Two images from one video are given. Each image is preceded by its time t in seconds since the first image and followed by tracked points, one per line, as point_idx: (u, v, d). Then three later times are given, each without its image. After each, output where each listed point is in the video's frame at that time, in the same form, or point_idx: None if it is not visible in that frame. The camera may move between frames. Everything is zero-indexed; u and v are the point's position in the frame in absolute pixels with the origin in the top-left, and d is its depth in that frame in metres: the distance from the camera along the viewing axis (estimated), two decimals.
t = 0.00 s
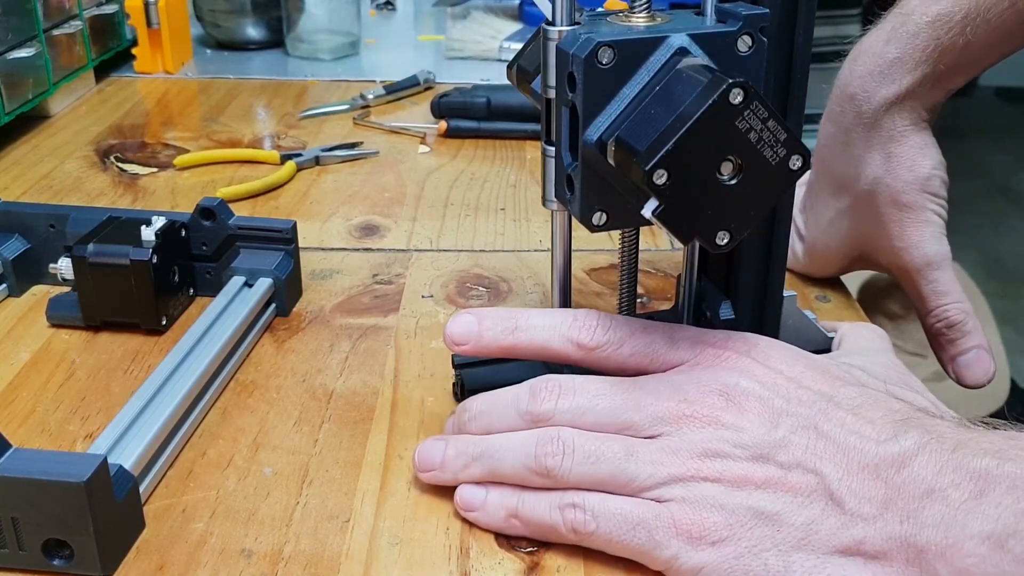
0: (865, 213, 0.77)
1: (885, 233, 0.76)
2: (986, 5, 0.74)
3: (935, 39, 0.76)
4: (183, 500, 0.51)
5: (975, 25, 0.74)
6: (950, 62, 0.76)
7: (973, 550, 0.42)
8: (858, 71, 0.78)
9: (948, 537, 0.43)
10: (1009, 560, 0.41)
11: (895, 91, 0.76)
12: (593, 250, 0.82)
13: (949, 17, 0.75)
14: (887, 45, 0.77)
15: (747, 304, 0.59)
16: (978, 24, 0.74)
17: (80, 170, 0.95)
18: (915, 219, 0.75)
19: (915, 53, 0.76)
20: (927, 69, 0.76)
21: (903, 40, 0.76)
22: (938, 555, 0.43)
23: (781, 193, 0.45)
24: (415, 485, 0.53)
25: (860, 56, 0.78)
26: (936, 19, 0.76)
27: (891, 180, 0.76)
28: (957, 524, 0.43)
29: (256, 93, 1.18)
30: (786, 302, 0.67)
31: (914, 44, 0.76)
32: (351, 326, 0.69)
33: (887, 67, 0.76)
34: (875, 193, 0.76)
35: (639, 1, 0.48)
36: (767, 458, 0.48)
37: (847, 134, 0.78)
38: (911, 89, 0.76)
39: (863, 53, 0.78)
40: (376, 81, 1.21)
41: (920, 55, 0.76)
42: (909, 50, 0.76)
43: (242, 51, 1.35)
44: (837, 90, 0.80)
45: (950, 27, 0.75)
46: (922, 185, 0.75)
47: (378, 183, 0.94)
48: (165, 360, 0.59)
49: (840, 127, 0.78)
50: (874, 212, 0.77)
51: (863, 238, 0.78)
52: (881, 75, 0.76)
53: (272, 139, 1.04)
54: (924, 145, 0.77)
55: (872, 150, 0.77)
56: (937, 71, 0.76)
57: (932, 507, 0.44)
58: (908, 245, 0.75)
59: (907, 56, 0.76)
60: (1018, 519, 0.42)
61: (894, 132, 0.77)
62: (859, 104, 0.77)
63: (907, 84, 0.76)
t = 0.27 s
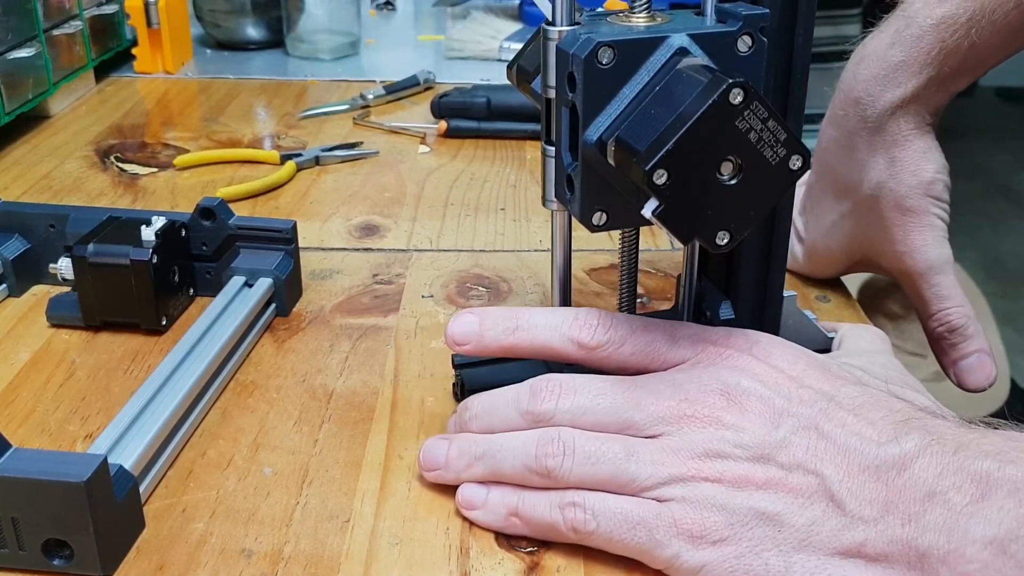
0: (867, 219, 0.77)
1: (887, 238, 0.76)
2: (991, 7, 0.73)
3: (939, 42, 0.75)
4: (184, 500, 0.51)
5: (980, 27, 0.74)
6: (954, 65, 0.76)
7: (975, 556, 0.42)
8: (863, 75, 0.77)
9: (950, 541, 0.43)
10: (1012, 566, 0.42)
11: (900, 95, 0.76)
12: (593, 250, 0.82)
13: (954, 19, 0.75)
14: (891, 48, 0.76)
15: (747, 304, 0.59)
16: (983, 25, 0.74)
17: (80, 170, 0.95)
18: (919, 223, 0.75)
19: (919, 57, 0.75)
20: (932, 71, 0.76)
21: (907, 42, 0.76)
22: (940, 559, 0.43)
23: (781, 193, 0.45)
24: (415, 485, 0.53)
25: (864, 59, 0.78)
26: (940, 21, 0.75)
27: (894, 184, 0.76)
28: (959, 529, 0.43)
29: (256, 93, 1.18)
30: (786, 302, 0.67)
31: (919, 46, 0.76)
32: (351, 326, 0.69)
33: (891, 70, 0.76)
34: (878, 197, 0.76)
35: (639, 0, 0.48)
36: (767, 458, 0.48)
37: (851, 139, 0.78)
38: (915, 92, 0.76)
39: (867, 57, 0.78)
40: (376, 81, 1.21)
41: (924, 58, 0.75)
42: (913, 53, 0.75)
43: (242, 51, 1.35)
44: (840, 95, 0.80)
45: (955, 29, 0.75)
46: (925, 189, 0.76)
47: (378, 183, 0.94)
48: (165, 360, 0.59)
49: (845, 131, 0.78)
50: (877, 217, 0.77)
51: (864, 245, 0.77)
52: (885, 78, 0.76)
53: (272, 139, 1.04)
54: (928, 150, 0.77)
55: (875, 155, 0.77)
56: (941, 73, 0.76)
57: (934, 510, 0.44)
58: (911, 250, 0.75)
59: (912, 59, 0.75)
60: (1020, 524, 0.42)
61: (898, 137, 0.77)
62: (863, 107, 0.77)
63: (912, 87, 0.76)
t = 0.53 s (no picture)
0: (871, 215, 0.77)
1: (891, 233, 0.76)
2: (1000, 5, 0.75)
3: (948, 39, 0.77)
4: (183, 500, 0.51)
5: (988, 25, 0.76)
6: (962, 62, 0.78)
7: (976, 557, 0.42)
8: (871, 71, 0.78)
9: (951, 543, 0.43)
10: (1013, 568, 0.42)
11: (908, 90, 0.77)
12: (593, 250, 0.82)
13: (964, 16, 0.77)
14: (900, 44, 0.78)
15: (747, 304, 0.59)
16: (991, 24, 0.76)
17: (80, 170, 0.95)
18: (922, 218, 0.75)
19: (928, 53, 0.77)
20: (940, 68, 0.77)
21: (916, 38, 0.77)
22: (941, 561, 0.43)
23: (781, 193, 0.45)
24: (415, 485, 0.53)
25: (873, 56, 0.79)
26: (950, 18, 0.77)
27: (899, 179, 0.76)
28: (960, 531, 0.43)
29: (256, 93, 1.18)
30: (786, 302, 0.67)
31: (927, 43, 0.77)
32: (351, 326, 0.69)
33: (900, 66, 0.77)
34: (883, 191, 0.76)
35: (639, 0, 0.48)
36: (768, 459, 0.48)
37: (857, 134, 0.78)
38: (923, 88, 0.77)
39: (876, 54, 0.79)
40: (376, 81, 1.21)
41: (932, 54, 0.77)
42: (922, 49, 0.77)
43: (242, 51, 1.35)
44: (849, 89, 0.80)
45: (964, 27, 0.77)
46: (931, 186, 0.76)
47: (378, 183, 0.94)
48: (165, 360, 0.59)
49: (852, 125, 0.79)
50: (882, 211, 0.77)
51: (867, 238, 0.77)
52: (894, 73, 0.77)
53: (272, 139, 1.04)
54: (935, 145, 0.77)
55: (882, 149, 0.77)
56: (949, 71, 0.77)
57: (935, 512, 0.44)
58: (915, 245, 0.75)
59: (921, 55, 0.77)
60: (1021, 526, 0.42)
61: (905, 132, 0.77)
62: (871, 103, 0.77)
63: (921, 83, 0.77)
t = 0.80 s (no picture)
0: (867, 210, 0.77)
1: (889, 227, 0.75)
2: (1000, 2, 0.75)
3: (947, 35, 0.77)
4: (183, 500, 0.51)
5: (987, 22, 0.76)
6: (961, 58, 0.77)
7: (975, 557, 0.42)
8: (869, 65, 0.78)
9: (948, 542, 0.43)
10: (1010, 567, 0.41)
11: (905, 85, 0.77)
12: (593, 250, 0.82)
13: (962, 13, 0.76)
14: (900, 39, 0.78)
15: (747, 304, 0.59)
16: (989, 21, 0.76)
17: (80, 170, 0.95)
18: (921, 212, 0.75)
19: (927, 48, 0.77)
20: (938, 64, 0.77)
21: (914, 32, 0.77)
22: (939, 561, 0.43)
23: (780, 193, 0.45)
24: (415, 485, 0.53)
25: (873, 52, 0.79)
26: (948, 15, 0.77)
27: (897, 173, 0.76)
28: (958, 530, 0.43)
29: (256, 93, 1.18)
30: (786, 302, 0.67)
31: (927, 38, 0.77)
32: (351, 326, 0.69)
33: (898, 61, 0.77)
34: (881, 185, 0.76)
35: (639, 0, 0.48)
36: (766, 459, 0.48)
37: (857, 128, 0.78)
38: (922, 84, 0.77)
39: (876, 49, 0.79)
40: (376, 81, 1.21)
41: (931, 50, 0.77)
42: (921, 44, 0.77)
43: (242, 51, 1.35)
44: (848, 84, 0.80)
45: (963, 23, 0.76)
46: (928, 179, 0.75)
47: (378, 183, 0.94)
48: (165, 360, 0.59)
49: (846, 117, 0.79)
50: (880, 205, 0.76)
51: (868, 231, 0.76)
52: (891, 68, 0.77)
53: (272, 139, 1.04)
54: (933, 140, 0.77)
55: (880, 144, 0.77)
56: (948, 67, 0.77)
57: (932, 511, 0.44)
58: (913, 238, 0.74)
59: (918, 50, 0.77)
60: (1019, 525, 0.42)
61: (903, 126, 0.77)
62: (869, 97, 0.77)
63: (918, 79, 0.77)
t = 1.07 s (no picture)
0: (866, 212, 0.77)
1: (887, 228, 0.75)
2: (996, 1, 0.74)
3: (943, 34, 0.77)
4: (183, 500, 0.51)
5: (983, 21, 0.75)
6: (957, 57, 0.77)
7: (970, 557, 0.42)
8: (868, 66, 0.78)
9: (943, 542, 0.43)
10: (1006, 567, 0.41)
11: (903, 86, 0.76)
12: (593, 250, 0.82)
13: (959, 11, 0.76)
14: (897, 39, 0.78)
15: (747, 303, 0.59)
16: (986, 20, 0.75)
17: (80, 170, 0.95)
18: (921, 213, 0.74)
19: (924, 47, 0.77)
20: (936, 63, 0.77)
21: (911, 32, 0.77)
22: (934, 560, 0.43)
23: (780, 193, 0.45)
24: (415, 484, 0.53)
25: (870, 52, 0.79)
26: (944, 14, 0.77)
27: (897, 174, 0.75)
28: (953, 530, 0.43)
29: (256, 93, 1.18)
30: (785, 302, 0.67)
31: (922, 38, 0.77)
32: (351, 326, 0.69)
33: (895, 62, 0.77)
34: (880, 188, 0.76)
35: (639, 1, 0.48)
36: (761, 456, 0.48)
37: (854, 130, 0.78)
38: (919, 84, 0.77)
39: (873, 49, 0.79)
40: (376, 81, 1.21)
41: (928, 49, 0.77)
42: (917, 44, 0.77)
43: (242, 51, 1.35)
44: (845, 86, 0.80)
45: (960, 22, 0.76)
46: (927, 180, 0.75)
47: (378, 183, 0.94)
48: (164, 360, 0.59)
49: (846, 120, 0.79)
50: (879, 208, 0.76)
51: (866, 234, 0.76)
52: (889, 68, 0.77)
53: (272, 139, 1.04)
54: (931, 140, 0.77)
55: (879, 145, 0.77)
56: (945, 66, 0.77)
57: (928, 510, 0.44)
58: (912, 239, 0.73)
59: (915, 50, 0.77)
60: (1014, 526, 0.42)
61: (902, 127, 0.77)
62: (867, 98, 0.77)
63: (916, 79, 0.77)
